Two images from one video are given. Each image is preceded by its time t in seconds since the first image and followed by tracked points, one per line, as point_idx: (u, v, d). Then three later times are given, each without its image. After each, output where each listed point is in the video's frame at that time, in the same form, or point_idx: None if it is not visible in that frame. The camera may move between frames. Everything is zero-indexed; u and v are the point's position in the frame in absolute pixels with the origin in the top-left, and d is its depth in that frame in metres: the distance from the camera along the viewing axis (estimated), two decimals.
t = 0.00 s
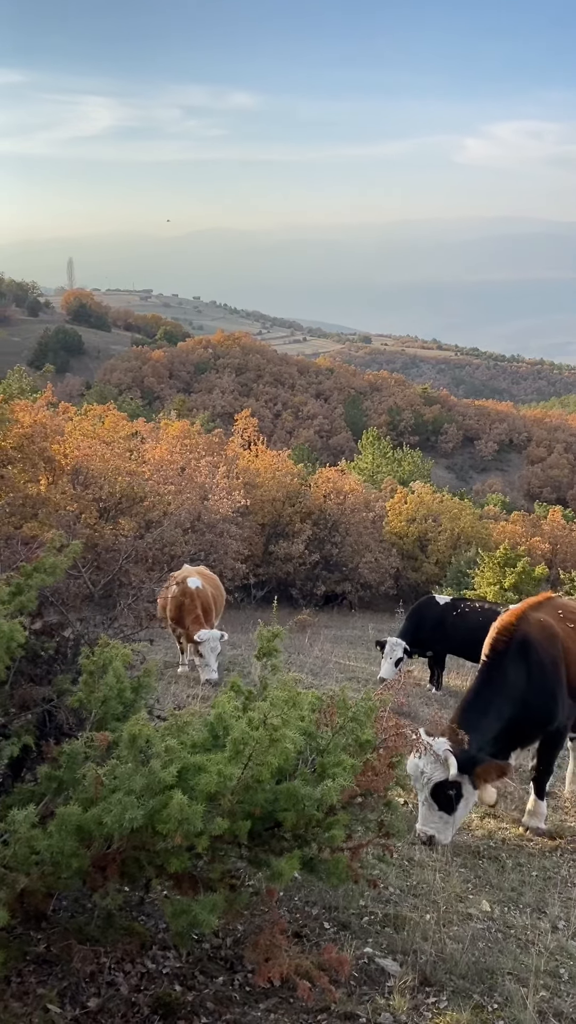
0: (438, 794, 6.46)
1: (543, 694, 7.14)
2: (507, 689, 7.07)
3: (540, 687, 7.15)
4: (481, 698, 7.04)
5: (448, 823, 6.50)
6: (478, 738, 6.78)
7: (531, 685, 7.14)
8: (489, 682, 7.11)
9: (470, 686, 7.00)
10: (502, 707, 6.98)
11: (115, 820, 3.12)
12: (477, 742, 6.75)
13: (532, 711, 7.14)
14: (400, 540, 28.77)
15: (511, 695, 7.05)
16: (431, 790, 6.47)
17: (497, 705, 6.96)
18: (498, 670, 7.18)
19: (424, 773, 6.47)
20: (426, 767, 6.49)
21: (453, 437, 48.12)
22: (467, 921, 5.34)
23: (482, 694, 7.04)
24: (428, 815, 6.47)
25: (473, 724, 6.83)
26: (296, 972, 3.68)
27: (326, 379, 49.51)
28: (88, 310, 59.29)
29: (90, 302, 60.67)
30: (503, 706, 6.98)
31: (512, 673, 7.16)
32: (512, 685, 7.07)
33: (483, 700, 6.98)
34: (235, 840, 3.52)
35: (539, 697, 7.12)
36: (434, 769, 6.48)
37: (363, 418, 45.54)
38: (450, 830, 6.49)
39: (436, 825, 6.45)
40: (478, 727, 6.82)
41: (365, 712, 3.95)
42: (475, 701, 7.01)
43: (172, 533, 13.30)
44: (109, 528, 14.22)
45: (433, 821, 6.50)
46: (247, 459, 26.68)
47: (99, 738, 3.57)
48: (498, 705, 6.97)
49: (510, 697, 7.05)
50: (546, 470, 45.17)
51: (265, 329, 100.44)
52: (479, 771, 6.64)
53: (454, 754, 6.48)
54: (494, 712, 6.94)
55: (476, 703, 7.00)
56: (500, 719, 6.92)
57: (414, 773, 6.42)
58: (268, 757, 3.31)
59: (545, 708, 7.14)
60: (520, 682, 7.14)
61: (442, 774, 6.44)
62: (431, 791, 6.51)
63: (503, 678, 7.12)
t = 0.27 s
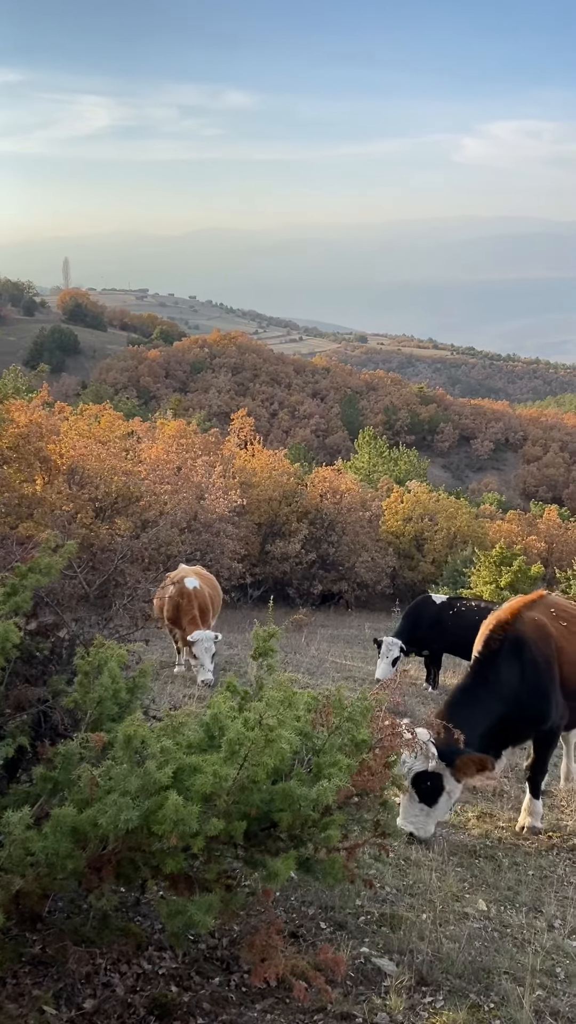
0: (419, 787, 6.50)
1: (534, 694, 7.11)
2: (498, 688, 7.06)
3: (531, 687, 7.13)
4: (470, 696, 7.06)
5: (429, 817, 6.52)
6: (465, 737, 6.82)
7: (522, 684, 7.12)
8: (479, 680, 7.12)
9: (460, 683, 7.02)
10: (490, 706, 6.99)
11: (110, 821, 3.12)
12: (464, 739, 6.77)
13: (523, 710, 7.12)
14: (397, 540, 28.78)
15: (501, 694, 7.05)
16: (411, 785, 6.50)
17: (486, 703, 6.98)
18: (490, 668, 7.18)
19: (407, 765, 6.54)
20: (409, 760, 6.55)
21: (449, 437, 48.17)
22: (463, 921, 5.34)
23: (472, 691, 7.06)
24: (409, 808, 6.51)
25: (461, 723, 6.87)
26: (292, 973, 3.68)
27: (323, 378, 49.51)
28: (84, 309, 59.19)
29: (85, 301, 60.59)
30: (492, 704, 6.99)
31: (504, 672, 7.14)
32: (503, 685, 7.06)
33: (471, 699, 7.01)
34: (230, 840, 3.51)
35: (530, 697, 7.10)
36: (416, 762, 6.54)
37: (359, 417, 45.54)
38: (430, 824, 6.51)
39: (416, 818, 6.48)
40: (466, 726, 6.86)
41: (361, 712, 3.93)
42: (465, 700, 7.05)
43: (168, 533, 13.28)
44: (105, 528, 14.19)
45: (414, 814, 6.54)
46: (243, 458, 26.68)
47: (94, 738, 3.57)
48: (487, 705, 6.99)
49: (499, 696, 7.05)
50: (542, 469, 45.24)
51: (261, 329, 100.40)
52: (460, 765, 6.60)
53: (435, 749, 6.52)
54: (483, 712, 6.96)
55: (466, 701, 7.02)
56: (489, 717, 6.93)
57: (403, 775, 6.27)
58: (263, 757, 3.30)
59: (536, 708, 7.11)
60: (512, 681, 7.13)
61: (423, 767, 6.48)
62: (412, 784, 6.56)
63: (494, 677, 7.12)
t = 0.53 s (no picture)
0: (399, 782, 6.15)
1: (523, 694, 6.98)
2: (488, 687, 6.89)
3: (521, 686, 6.99)
4: (460, 695, 6.87)
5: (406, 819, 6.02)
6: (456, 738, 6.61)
7: (512, 684, 6.97)
8: (469, 679, 6.94)
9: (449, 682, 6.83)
10: (481, 707, 6.81)
11: (105, 822, 3.12)
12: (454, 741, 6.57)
13: (512, 710, 6.97)
14: (392, 539, 28.83)
15: (491, 694, 6.89)
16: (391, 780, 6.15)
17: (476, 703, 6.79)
18: (480, 667, 7.00)
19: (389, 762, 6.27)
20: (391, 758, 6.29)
21: (444, 437, 48.25)
22: (458, 921, 5.34)
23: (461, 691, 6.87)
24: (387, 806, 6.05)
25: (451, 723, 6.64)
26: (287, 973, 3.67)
27: (318, 377, 49.55)
28: (78, 309, 59.14)
29: (80, 301, 60.49)
30: (482, 704, 6.81)
31: (494, 671, 6.98)
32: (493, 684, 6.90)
33: (462, 699, 6.80)
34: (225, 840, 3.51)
35: (520, 697, 6.97)
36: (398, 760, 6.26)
37: (354, 417, 45.58)
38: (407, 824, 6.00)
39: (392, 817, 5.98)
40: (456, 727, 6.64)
41: (355, 712, 3.93)
42: (454, 700, 6.84)
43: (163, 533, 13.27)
44: (99, 528, 14.20)
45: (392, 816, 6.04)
46: (238, 458, 26.69)
47: (88, 739, 3.56)
48: (478, 706, 6.79)
49: (489, 696, 6.88)
50: (537, 468, 45.36)
51: (256, 328, 100.42)
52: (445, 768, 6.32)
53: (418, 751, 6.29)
54: (474, 712, 6.76)
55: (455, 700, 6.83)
56: (479, 717, 6.75)
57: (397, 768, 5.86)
58: (258, 757, 3.30)
59: (525, 708, 6.98)
60: (502, 681, 6.96)
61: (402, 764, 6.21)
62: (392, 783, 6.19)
63: (484, 677, 6.94)
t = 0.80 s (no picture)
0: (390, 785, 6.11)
1: (511, 695, 6.89)
2: (474, 688, 6.80)
3: (509, 687, 6.89)
4: (446, 696, 6.79)
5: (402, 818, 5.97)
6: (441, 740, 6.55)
7: (500, 684, 6.87)
8: (455, 680, 6.85)
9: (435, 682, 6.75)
10: (467, 708, 6.73)
11: (99, 822, 3.11)
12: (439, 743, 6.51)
13: (500, 711, 6.88)
14: (388, 539, 28.86)
15: (478, 695, 6.80)
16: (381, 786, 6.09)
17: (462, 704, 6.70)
18: (466, 667, 6.91)
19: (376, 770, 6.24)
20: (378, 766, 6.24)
21: (439, 437, 48.31)
22: (453, 920, 5.35)
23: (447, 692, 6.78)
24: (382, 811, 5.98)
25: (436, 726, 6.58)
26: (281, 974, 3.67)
27: (313, 377, 49.57)
28: (74, 309, 59.06)
29: (75, 301, 60.39)
30: (469, 705, 6.72)
31: (480, 672, 6.88)
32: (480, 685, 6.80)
33: (447, 700, 6.73)
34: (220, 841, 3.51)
35: (507, 697, 6.87)
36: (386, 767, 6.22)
37: (350, 417, 45.60)
38: (403, 822, 5.95)
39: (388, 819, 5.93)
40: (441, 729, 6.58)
41: (350, 712, 3.93)
42: (440, 701, 6.77)
43: (158, 534, 13.27)
44: (94, 528, 14.22)
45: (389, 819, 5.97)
46: (234, 458, 26.69)
47: (82, 740, 3.56)
48: (463, 707, 6.72)
49: (476, 697, 6.79)
50: (532, 468, 45.45)
51: (252, 329, 100.39)
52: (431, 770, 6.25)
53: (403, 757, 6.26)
54: (459, 714, 6.69)
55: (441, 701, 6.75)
56: (465, 718, 6.68)
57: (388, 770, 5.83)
58: (252, 758, 3.30)
59: (513, 708, 6.88)
60: (489, 682, 6.87)
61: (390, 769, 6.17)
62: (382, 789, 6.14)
63: (470, 678, 6.85)
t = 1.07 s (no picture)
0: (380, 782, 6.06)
1: (502, 693, 6.86)
2: (466, 686, 6.76)
3: (500, 685, 6.86)
4: (437, 694, 6.72)
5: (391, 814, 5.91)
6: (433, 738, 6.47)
7: (491, 683, 6.84)
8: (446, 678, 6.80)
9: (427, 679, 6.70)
10: (459, 706, 6.67)
11: (93, 823, 3.10)
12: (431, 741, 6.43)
13: (491, 710, 6.84)
14: (383, 539, 28.88)
15: (470, 693, 6.76)
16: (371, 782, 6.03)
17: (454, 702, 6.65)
18: (457, 666, 6.88)
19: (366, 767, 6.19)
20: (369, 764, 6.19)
21: (435, 437, 48.39)
22: (448, 920, 5.35)
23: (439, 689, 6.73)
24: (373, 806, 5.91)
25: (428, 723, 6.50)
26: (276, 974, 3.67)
27: (309, 378, 49.59)
28: (69, 309, 58.99)
29: (71, 302, 60.35)
30: (460, 703, 6.68)
31: (472, 670, 6.85)
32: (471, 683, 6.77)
33: (438, 698, 6.66)
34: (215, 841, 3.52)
35: (498, 695, 6.83)
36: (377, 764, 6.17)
37: (346, 417, 45.62)
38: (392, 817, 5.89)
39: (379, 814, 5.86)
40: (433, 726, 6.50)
41: (345, 712, 3.92)
42: (431, 699, 6.70)
43: (153, 534, 13.27)
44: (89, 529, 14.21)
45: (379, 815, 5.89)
46: (230, 459, 26.68)
47: (76, 740, 3.56)
48: (455, 705, 6.65)
49: (468, 694, 6.75)
50: (527, 468, 45.56)
51: (248, 329, 100.41)
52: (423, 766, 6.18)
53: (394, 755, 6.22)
54: (452, 711, 6.62)
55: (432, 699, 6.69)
56: (456, 715, 6.61)
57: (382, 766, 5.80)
58: (246, 758, 3.30)
59: (503, 707, 6.86)
60: (480, 681, 6.83)
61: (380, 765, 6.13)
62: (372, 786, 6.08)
63: (462, 676, 6.81)
